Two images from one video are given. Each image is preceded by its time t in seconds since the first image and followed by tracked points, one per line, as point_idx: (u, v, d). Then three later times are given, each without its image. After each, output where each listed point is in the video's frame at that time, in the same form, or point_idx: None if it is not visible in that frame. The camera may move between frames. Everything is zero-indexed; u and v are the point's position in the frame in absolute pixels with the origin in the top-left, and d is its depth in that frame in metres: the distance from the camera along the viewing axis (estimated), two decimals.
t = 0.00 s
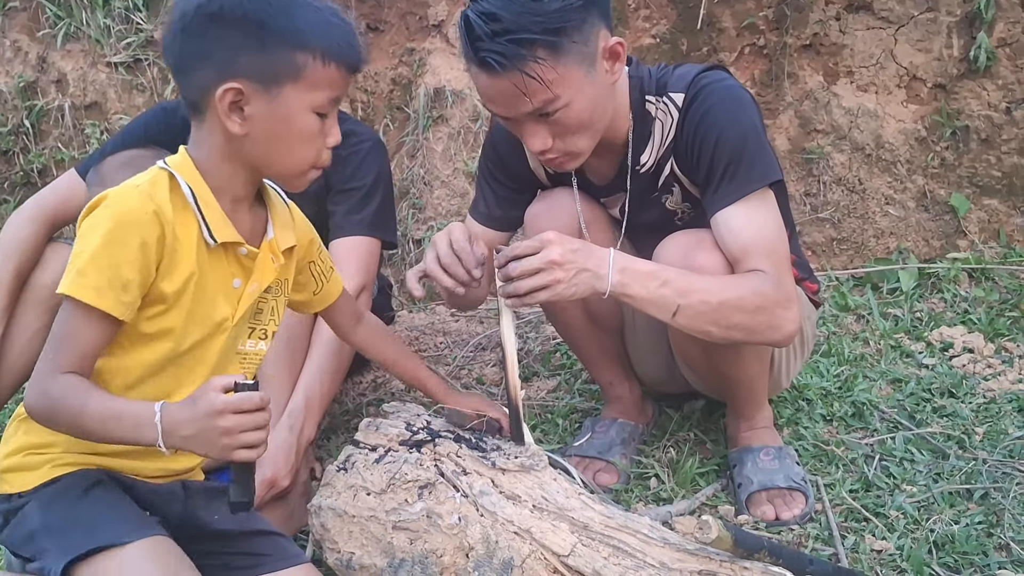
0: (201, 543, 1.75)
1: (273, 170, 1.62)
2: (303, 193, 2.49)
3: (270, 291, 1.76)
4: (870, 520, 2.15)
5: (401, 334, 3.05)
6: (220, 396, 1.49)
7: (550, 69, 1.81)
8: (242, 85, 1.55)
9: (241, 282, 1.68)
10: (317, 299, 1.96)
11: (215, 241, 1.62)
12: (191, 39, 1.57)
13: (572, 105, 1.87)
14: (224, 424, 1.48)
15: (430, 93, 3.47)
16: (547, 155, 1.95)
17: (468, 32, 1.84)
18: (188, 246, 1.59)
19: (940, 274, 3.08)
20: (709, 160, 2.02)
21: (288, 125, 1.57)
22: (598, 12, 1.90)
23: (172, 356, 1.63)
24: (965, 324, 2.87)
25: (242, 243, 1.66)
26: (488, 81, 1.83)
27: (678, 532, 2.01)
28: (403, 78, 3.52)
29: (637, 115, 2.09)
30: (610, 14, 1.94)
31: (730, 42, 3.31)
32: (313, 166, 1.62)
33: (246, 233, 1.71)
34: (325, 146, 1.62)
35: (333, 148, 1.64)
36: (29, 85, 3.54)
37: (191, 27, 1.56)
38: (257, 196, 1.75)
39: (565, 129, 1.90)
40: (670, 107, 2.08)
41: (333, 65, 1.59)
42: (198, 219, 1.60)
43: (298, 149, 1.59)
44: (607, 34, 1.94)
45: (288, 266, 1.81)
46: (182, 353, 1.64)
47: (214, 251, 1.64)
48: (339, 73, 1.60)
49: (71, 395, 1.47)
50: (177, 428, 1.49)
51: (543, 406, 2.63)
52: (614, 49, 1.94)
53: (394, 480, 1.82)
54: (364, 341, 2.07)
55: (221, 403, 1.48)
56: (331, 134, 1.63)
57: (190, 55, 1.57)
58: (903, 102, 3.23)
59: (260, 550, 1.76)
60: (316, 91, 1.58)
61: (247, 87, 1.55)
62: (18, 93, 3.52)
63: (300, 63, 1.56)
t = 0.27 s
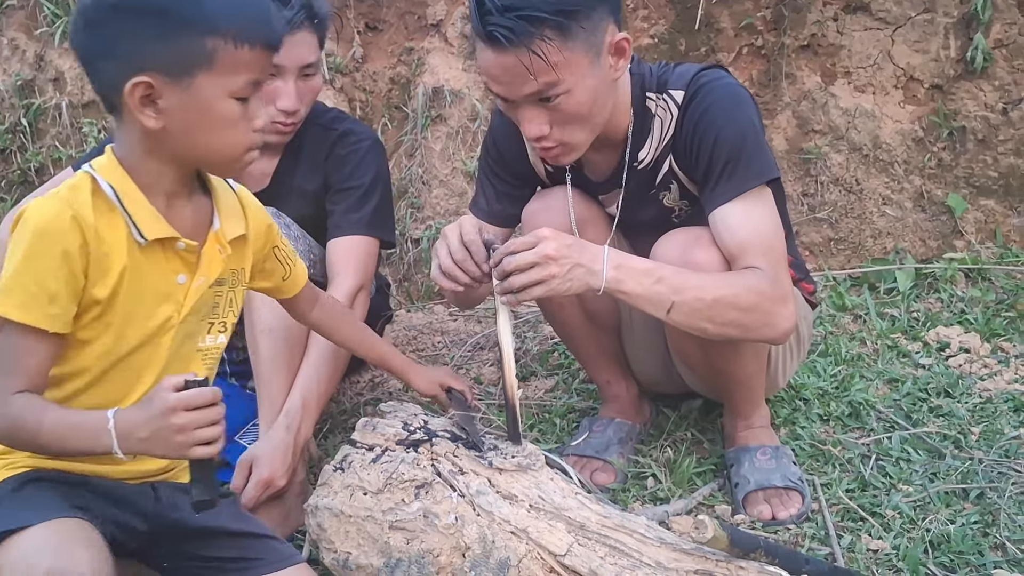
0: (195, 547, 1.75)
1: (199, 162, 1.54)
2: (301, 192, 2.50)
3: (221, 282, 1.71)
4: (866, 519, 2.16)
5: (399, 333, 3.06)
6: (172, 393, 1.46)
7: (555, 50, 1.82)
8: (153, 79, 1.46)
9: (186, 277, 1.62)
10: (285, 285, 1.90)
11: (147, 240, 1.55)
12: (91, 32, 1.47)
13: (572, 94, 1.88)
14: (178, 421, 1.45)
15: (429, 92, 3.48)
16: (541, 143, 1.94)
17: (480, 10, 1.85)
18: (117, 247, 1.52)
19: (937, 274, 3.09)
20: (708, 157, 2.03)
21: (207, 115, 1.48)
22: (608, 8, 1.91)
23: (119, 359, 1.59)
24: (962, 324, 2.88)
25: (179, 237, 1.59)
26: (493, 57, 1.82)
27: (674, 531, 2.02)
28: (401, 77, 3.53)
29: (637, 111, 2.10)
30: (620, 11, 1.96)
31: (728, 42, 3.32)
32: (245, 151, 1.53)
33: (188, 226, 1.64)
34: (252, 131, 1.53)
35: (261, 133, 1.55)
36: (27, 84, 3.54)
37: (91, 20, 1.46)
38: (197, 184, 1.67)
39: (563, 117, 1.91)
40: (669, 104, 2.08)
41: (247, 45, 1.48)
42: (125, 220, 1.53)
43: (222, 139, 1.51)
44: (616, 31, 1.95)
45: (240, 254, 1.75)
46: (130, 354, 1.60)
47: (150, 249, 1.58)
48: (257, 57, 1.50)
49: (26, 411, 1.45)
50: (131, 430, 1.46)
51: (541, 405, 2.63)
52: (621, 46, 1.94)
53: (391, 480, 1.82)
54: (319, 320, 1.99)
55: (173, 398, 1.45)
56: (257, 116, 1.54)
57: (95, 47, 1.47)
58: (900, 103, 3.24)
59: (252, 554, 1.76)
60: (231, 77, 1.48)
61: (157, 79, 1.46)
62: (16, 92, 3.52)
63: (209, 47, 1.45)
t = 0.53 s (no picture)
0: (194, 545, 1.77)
1: (99, 161, 1.54)
2: (301, 192, 2.50)
3: (144, 272, 1.67)
4: (864, 519, 2.16)
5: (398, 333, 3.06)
6: (91, 409, 1.45)
7: (560, 24, 1.87)
8: (33, 82, 1.47)
9: (101, 270, 1.60)
10: (228, 268, 1.87)
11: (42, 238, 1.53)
12: None
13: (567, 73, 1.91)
14: (98, 438, 1.44)
15: (427, 92, 3.48)
16: (529, 118, 1.97)
17: None
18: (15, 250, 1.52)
19: (935, 274, 3.10)
20: (708, 156, 2.03)
21: (93, 113, 1.49)
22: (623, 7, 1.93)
23: (43, 365, 1.59)
24: (960, 324, 2.88)
25: (79, 230, 1.56)
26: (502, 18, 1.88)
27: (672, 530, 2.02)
28: (400, 77, 3.54)
29: (640, 109, 2.10)
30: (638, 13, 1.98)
31: (727, 42, 3.32)
32: (145, 147, 1.55)
33: (96, 218, 1.61)
34: (151, 124, 1.54)
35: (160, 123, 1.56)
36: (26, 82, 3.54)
37: None
38: (107, 176, 1.65)
39: (555, 96, 1.94)
40: (673, 103, 2.09)
41: (134, 42, 1.48)
42: (18, 221, 1.53)
43: (115, 136, 1.51)
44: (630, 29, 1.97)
45: (163, 241, 1.71)
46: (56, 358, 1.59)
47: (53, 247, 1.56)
48: (143, 49, 1.50)
49: None
50: (53, 444, 1.47)
51: (540, 404, 2.63)
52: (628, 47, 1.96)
53: (390, 479, 1.82)
54: (274, 304, 1.94)
55: (89, 417, 1.44)
56: (153, 109, 1.54)
57: None
58: (898, 103, 3.25)
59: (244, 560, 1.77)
60: (120, 74, 1.49)
61: (36, 82, 1.47)
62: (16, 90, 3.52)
63: (91, 47, 1.45)
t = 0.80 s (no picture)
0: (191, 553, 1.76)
1: (43, 161, 1.47)
2: (303, 191, 2.50)
3: (101, 273, 1.61)
4: (864, 518, 2.16)
5: (397, 332, 3.06)
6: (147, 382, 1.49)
7: (580, 17, 1.84)
8: None
9: (58, 270, 1.53)
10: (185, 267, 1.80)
11: None
12: None
13: (586, 67, 1.89)
14: (160, 410, 1.49)
15: (427, 92, 3.47)
16: (544, 109, 1.95)
17: None
18: None
19: (935, 273, 3.10)
20: (715, 153, 2.03)
21: (32, 106, 1.41)
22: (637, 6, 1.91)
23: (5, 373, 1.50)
24: (960, 323, 2.87)
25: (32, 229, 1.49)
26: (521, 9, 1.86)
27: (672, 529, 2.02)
28: (400, 76, 3.53)
29: (649, 104, 2.10)
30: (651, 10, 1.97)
31: (727, 41, 3.32)
32: (87, 143, 1.47)
33: (46, 220, 1.54)
34: (93, 118, 1.47)
35: (104, 120, 1.49)
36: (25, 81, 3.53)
37: None
38: (50, 177, 1.58)
39: (569, 88, 1.92)
40: (681, 99, 2.09)
41: (71, 31, 1.42)
42: None
43: (56, 132, 1.44)
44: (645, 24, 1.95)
45: (117, 241, 1.66)
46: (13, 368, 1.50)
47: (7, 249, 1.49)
48: (82, 40, 1.43)
49: None
50: (94, 419, 1.46)
51: (539, 404, 2.63)
52: (644, 40, 1.94)
53: (390, 478, 1.82)
54: (236, 309, 1.90)
55: (149, 390, 1.48)
56: (97, 104, 1.47)
57: None
58: (898, 101, 3.24)
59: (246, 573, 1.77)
60: (60, 65, 1.42)
61: None
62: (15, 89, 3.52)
63: (27, 38, 1.38)
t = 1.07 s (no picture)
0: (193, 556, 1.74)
1: (30, 163, 1.44)
2: (306, 191, 2.49)
3: (98, 273, 1.61)
4: (864, 517, 2.16)
5: (397, 331, 3.05)
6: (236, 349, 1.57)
7: (608, 51, 1.81)
8: None
9: (62, 269, 1.53)
10: (163, 274, 1.78)
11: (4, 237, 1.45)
12: None
13: (613, 94, 1.87)
14: (247, 373, 1.58)
15: (427, 91, 3.47)
16: (571, 136, 1.94)
17: None
18: None
19: (935, 272, 3.09)
20: (718, 152, 2.03)
21: (19, 109, 1.39)
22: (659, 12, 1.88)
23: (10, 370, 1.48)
24: (960, 322, 2.87)
25: (38, 227, 1.49)
26: (544, 44, 1.81)
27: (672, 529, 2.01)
28: (399, 75, 3.53)
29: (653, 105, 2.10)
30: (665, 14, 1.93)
31: (726, 40, 3.31)
32: (74, 147, 1.45)
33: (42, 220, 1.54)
34: (79, 121, 1.45)
35: (90, 123, 1.47)
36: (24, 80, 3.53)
37: None
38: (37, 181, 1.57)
39: (596, 115, 1.90)
40: (684, 99, 2.08)
41: (60, 33, 1.40)
42: None
43: (43, 133, 1.41)
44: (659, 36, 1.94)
45: (108, 242, 1.65)
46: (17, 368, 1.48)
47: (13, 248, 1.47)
48: (70, 42, 1.42)
49: (27, 425, 1.42)
50: (180, 383, 1.53)
51: (539, 404, 2.63)
52: (663, 52, 1.93)
53: (389, 477, 1.82)
54: (216, 326, 1.89)
55: (238, 357, 1.56)
56: (83, 106, 1.45)
57: None
58: (898, 100, 3.24)
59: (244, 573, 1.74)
60: (47, 67, 1.40)
61: None
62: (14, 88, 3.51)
63: (17, 40, 1.36)
